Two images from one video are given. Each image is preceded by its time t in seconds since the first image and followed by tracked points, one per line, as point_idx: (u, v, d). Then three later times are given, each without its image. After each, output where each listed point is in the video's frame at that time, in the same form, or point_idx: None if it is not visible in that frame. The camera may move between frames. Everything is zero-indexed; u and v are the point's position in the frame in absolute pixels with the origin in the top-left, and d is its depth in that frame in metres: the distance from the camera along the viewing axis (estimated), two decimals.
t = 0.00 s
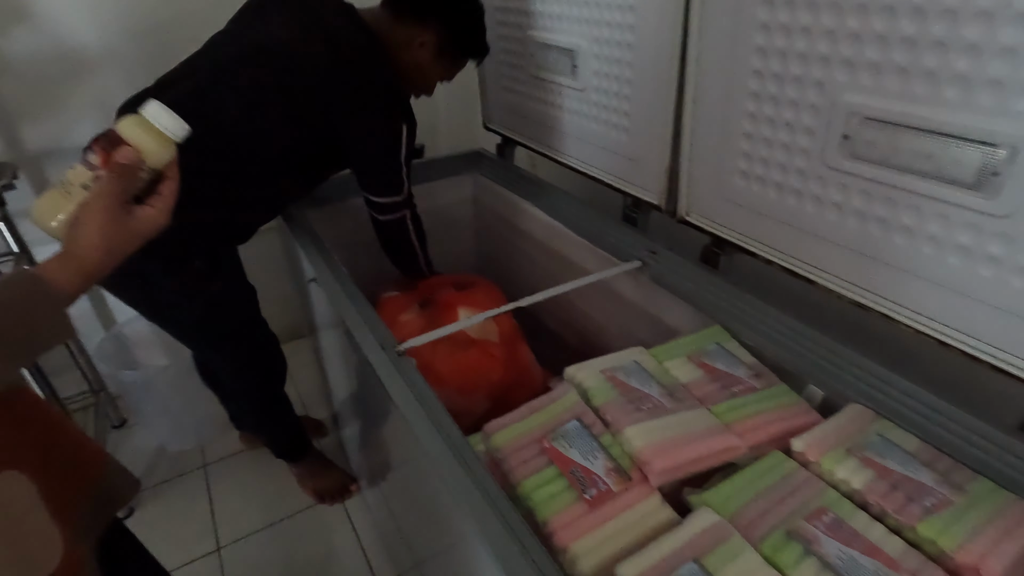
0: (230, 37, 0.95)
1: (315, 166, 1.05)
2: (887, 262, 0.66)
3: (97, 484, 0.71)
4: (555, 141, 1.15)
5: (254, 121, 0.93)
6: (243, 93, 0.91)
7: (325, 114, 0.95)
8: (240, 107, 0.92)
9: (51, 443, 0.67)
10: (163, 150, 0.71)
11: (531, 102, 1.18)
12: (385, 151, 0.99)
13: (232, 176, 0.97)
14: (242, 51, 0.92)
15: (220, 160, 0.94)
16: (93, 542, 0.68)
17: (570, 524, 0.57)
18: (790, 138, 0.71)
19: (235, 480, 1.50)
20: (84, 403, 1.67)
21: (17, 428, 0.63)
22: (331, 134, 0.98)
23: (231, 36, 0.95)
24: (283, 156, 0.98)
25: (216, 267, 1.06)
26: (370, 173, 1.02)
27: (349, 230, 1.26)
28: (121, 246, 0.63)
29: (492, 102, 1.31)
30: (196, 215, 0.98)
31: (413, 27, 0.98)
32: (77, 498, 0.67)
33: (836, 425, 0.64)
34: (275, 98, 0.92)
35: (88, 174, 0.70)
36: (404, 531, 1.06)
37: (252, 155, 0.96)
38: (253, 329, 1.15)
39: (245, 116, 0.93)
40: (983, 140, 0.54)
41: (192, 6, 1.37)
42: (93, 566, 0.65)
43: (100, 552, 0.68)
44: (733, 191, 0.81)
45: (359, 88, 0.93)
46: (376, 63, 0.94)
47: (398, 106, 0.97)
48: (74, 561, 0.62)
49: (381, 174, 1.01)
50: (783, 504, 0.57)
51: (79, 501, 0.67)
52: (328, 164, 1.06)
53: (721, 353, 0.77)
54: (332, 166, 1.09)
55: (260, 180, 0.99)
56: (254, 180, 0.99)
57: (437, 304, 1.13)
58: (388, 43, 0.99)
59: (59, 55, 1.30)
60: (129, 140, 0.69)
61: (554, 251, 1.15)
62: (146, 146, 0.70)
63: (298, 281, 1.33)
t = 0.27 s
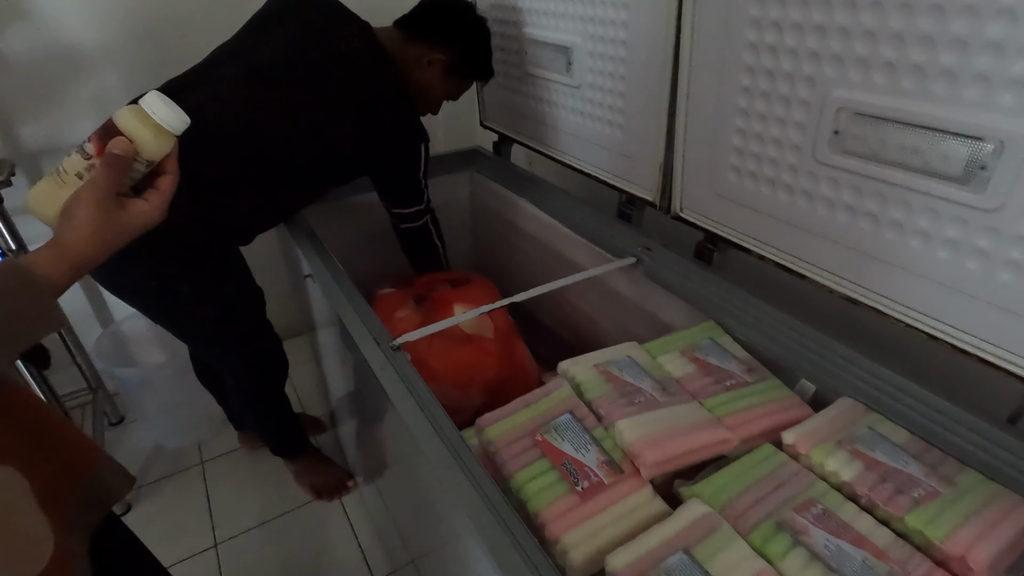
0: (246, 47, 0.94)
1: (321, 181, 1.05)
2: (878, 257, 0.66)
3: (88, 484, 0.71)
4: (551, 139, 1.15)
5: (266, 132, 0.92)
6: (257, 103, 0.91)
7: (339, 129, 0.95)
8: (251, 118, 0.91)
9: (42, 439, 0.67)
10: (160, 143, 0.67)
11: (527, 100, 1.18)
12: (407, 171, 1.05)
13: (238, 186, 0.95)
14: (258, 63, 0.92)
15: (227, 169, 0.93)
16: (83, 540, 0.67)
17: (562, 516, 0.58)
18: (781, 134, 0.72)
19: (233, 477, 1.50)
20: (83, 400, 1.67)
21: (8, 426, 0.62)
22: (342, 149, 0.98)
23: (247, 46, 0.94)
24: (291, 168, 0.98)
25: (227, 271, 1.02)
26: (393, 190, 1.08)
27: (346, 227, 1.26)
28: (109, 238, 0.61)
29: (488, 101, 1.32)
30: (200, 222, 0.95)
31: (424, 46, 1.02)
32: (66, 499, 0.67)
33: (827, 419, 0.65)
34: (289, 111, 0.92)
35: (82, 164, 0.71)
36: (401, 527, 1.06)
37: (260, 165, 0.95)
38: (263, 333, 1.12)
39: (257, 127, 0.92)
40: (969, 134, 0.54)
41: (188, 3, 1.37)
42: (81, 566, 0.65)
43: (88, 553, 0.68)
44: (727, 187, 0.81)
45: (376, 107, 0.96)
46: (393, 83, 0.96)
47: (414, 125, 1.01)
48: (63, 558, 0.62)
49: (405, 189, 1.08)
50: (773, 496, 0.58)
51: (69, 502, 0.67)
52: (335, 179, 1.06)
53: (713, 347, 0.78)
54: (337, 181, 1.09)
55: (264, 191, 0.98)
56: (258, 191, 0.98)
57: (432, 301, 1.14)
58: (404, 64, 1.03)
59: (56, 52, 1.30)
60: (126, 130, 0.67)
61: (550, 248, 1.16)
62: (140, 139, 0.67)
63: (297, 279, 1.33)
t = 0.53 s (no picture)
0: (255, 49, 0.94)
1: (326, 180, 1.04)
2: (876, 254, 0.67)
3: (86, 481, 0.71)
4: (552, 138, 1.16)
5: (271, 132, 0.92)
6: (262, 104, 0.90)
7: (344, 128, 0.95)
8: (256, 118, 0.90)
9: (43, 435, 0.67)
10: (159, 142, 0.68)
11: (528, 99, 1.19)
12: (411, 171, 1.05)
13: (241, 185, 0.94)
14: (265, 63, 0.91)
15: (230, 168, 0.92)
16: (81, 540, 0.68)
17: (563, 510, 0.58)
18: (780, 132, 0.72)
19: (234, 476, 1.51)
20: (84, 399, 1.68)
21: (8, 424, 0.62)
22: (346, 149, 0.98)
23: (256, 48, 0.94)
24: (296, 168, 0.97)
25: (234, 272, 1.03)
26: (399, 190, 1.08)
27: (347, 226, 1.26)
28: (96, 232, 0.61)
29: (489, 100, 1.32)
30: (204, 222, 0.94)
31: (434, 46, 1.03)
32: (65, 495, 0.67)
33: (825, 414, 0.65)
34: (295, 111, 0.92)
35: (82, 155, 0.70)
36: (402, 524, 1.07)
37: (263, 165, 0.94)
38: (265, 335, 1.13)
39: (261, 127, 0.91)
40: (966, 132, 0.55)
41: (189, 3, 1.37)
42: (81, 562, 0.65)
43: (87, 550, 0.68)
44: (726, 185, 0.82)
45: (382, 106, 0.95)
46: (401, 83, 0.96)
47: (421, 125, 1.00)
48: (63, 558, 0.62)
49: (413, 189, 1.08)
50: (772, 490, 0.59)
51: (67, 498, 0.67)
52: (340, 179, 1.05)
53: (713, 344, 0.78)
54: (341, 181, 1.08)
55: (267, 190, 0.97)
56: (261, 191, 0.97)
57: (433, 300, 1.14)
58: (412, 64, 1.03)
59: (57, 52, 1.31)
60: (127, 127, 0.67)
61: (550, 247, 1.16)
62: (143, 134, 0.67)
63: (298, 277, 1.33)
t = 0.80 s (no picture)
0: (260, 55, 0.94)
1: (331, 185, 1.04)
2: (875, 252, 0.67)
3: (89, 480, 0.71)
4: (553, 138, 1.16)
5: (273, 135, 0.92)
6: (267, 108, 0.91)
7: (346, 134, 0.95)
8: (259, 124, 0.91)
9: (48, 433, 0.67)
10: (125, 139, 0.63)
11: (529, 99, 1.19)
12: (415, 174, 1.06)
13: (245, 191, 0.94)
14: (270, 67, 0.91)
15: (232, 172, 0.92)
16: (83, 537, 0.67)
17: (565, 505, 0.59)
18: (780, 131, 0.73)
19: (236, 474, 1.51)
20: (86, 398, 1.68)
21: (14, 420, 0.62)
22: (351, 155, 0.98)
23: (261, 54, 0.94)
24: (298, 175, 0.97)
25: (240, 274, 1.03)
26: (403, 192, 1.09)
27: (349, 225, 1.27)
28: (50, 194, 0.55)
29: (490, 100, 1.33)
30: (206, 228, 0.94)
31: (441, 53, 1.04)
32: (66, 494, 0.68)
33: (825, 410, 0.66)
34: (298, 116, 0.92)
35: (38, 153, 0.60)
36: (404, 522, 1.07)
37: (265, 171, 0.94)
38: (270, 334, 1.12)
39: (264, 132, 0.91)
40: (964, 131, 0.55)
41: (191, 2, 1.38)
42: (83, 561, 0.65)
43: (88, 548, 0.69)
44: (726, 184, 0.83)
45: (386, 111, 0.96)
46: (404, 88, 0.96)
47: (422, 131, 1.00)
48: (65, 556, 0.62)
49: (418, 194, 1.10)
50: (773, 485, 0.59)
51: (67, 497, 0.68)
52: (345, 185, 1.05)
53: (714, 342, 0.79)
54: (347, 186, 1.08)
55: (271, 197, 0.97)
56: (264, 196, 0.97)
57: (434, 298, 1.15)
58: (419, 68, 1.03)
59: (60, 51, 1.31)
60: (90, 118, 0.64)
61: (551, 245, 1.17)
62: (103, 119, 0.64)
63: (300, 276, 1.34)
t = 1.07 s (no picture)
0: (260, 60, 0.95)
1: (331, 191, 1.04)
2: (871, 250, 0.68)
3: (93, 476, 0.72)
4: (552, 137, 1.17)
5: (275, 137, 0.93)
6: (270, 109, 0.92)
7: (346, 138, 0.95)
8: (260, 127, 0.92)
9: (53, 430, 0.67)
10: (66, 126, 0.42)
11: (528, 99, 1.20)
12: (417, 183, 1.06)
13: (245, 195, 0.95)
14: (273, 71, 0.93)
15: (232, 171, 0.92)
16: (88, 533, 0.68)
17: (564, 502, 0.59)
18: (776, 130, 0.73)
19: (235, 473, 1.52)
20: (86, 397, 1.69)
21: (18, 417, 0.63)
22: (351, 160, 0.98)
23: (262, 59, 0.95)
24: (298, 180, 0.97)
25: (241, 274, 1.04)
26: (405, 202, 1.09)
27: (348, 225, 1.27)
28: None
29: (489, 100, 1.33)
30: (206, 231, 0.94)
31: (443, 58, 1.04)
32: (72, 490, 0.68)
33: (821, 407, 0.66)
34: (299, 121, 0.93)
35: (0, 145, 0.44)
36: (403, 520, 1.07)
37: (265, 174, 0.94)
38: (270, 334, 1.12)
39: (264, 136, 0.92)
40: (958, 130, 0.56)
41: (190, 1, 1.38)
42: (90, 555, 0.66)
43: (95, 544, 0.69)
44: (724, 183, 0.83)
45: (385, 115, 0.96)
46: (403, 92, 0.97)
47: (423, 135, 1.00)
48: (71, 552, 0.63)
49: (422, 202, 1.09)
50: (769, 481, 0.60)
51: (74, 493, 0.68)
52: (345, 190, 1.06)
53: (711, 340, 0.79)
54: (347, 192, 1.08)
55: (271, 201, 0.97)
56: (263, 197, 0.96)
57: (433, 297, 1.15)
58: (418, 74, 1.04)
59: (59, 51, 1.31)
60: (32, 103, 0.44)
61: (550, 245, 1.17)
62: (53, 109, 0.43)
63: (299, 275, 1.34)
